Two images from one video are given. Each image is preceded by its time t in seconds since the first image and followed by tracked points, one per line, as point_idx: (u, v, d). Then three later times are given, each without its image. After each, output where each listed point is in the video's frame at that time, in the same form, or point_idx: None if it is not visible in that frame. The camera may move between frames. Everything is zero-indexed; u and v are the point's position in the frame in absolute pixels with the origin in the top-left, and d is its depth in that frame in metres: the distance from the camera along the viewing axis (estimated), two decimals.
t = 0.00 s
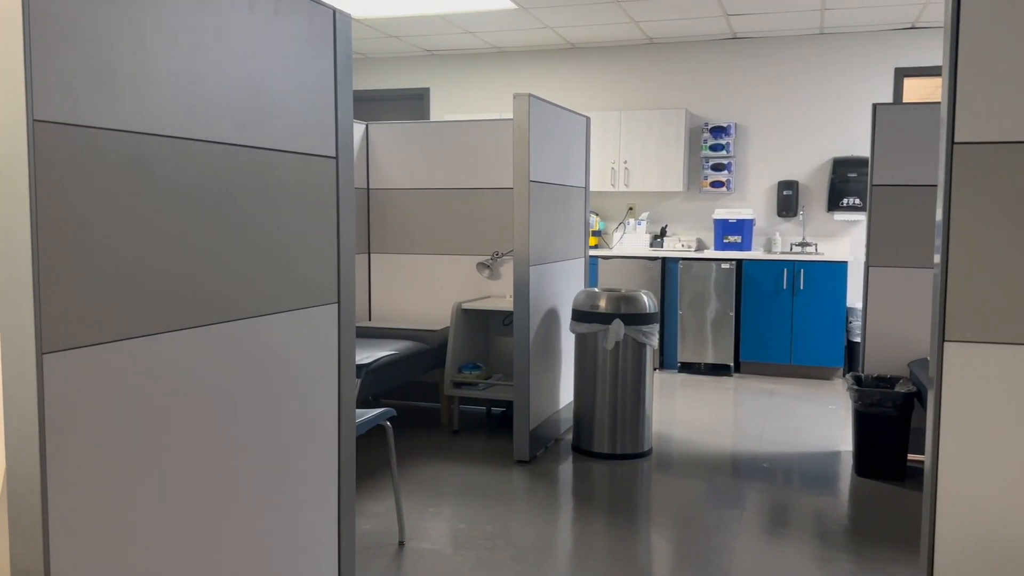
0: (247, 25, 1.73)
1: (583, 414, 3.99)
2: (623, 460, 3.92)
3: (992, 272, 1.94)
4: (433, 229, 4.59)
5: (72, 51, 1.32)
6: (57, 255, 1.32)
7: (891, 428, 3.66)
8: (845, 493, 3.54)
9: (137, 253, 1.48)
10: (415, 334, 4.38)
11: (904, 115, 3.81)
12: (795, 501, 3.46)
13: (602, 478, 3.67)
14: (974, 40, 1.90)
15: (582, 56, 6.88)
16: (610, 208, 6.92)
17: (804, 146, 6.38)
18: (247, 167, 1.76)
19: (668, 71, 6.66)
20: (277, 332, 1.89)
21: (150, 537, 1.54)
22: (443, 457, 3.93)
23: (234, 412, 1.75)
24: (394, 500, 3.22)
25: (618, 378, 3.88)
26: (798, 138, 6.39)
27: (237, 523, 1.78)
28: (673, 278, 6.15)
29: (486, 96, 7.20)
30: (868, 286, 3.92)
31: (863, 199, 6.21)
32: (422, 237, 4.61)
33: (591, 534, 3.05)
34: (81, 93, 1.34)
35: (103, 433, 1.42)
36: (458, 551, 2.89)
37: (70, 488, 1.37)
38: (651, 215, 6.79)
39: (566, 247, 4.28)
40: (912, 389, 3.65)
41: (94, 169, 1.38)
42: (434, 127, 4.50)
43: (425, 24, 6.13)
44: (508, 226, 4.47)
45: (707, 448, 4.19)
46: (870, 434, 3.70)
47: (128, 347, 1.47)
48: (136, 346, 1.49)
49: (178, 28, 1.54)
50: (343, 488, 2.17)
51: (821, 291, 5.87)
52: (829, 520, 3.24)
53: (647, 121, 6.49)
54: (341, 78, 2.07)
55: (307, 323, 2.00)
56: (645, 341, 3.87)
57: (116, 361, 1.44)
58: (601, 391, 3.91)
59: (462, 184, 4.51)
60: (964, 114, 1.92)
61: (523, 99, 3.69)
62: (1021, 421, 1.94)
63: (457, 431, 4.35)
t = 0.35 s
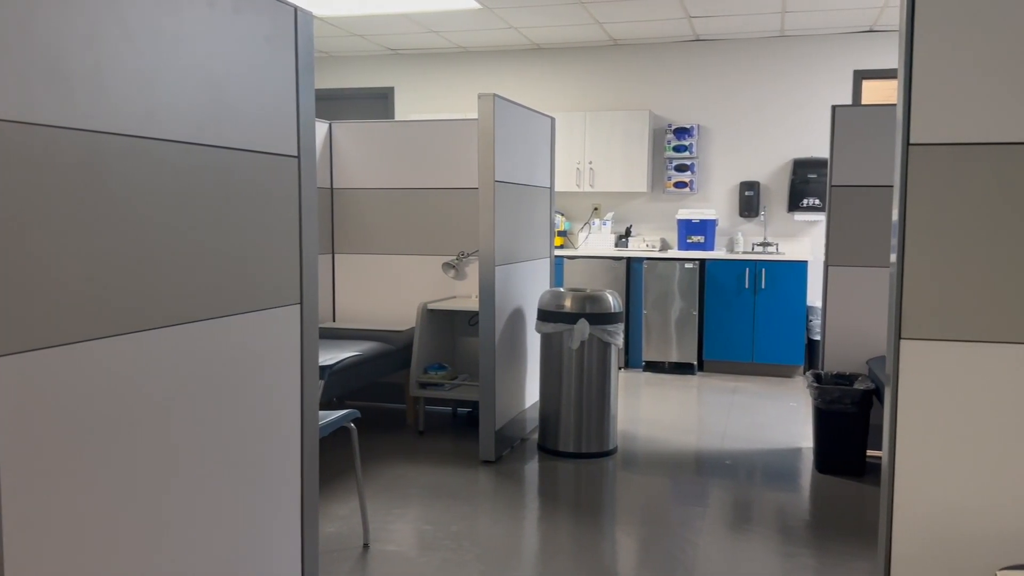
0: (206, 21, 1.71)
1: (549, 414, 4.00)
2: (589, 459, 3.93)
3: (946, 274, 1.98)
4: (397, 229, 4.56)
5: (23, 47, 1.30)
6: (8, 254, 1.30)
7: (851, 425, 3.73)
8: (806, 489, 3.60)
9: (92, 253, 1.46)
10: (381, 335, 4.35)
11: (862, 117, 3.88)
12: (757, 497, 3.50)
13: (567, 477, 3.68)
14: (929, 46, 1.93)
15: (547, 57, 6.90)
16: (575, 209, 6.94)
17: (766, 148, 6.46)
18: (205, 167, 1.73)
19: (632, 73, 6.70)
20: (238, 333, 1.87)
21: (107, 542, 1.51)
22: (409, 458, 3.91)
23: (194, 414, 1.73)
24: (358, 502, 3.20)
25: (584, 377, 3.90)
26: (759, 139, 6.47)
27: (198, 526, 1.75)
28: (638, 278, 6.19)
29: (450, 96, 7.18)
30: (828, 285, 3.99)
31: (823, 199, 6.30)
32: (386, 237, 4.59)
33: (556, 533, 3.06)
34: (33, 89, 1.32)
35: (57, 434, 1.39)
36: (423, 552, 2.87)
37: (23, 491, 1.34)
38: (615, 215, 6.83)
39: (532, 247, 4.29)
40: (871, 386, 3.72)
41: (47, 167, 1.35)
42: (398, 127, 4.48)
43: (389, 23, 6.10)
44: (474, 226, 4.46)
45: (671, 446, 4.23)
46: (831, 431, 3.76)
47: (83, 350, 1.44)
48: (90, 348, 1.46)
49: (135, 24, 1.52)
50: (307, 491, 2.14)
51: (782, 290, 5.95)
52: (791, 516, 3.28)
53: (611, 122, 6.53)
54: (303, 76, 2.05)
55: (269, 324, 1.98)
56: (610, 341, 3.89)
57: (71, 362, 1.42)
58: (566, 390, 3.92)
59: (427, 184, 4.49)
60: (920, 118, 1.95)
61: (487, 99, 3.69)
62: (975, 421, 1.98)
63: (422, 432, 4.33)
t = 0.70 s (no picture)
0: (171, 20, 1.69)
1: (520, 413, 4.00)
2: (560, 458, 3.94)
3: (912, 261, 1.90)
4: (367, 229, 4.54)
5: None
6: None
7: (817, 422, 3.78)
8: (774, 486, 3.64)
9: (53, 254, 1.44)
10: (351, 336, 4.32)
11: (827, 119, 3.93)
12: (726, 495, 3.54)
13: (539, 477, 3.69)
14: (897, 31, 1.85)
15: (516, 58, 6.91)
16: (546, 209, 6.95)
17: (734, 149, 6.53)
18: (170, 167, 1.71)
19: (601, 73, 6.73)
20: (205, 335, 1.85)
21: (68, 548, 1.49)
22: (380, 460, 3.89)
23: (160, 417, 1.71)
24: (328, 504, 3.18)
25: (555, 377, 3.90)
26: (727, 140, 6.54)
27: (164, 531, 1.73)
28: (608, 278, 6.21)
29: (420, 96, 7.16)
30: (795, 285, 4.04)
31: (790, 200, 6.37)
32: (356, 238, 4.56)
33: (527, 533, 3.06)
34: None
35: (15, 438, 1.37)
36: (394, 554, 2.86)
37: None
38: (586, 216, 6.85)
39: (502, 248, 4.28)
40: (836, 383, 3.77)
41: (7, 167, 1.33)
42: (368, 127, 4.46)
43: (358, 23, 6.07)
44: (444, 226, 4.45)
45: (641, 445, 4.25)
46: (798, 428, 3.80)
47: (44, 353, 1.42)
48: (52, 353, 1.44)
49: (98, 22, 1.49)
50: (275, 494, 2.12)
51: (750, 290, 6.01)
52: (760, 513, 3.32)
53: (581, 123, 6.55)
54: (270, 76, 2.03)
55: (236, 326, 1.96)
56: (581, 341, 3.90)
57: (29, 365, 1.39)
58: (537, 390, 3.93)
59: (396, 184, 4.47)
60: (885, 102, 1.87)
61: (457, 99, 3.68)
62: (941, 413, 1.91)
63: (393, 433, 4.31)
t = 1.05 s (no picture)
0: (138, 17, 1.66)
1: (495, 414, 4.00)
2: (534, 458, 3.94)
3: (880, 257, 1.88)
4: (340, 230, 4.51)
5: None
6: None
7: (789, 420, 3.81)
8: (747, 484, 3.67)
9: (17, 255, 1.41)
10: (324, 338, 4.29)
11: (797, 120, 3.98)
12: (700, 493, 3.56)
13: (514, 477, 3.69)
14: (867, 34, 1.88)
15: (489, 58, 6.91)
16: (519, 210, 6.95)
17: (706, 149, 6.58)
18: (137, 166, 1.68)
19: (574, 74, 6.75)
20: (175, 337, 1.82)
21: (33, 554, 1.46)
22: (354, 462, 3.87)
23: (128, 420, 1.68)
24: (301, 507, 3.16)
25: (529, 377, 3.90)
26: (698, 141, 6.58)
27: (132, 536, 1.71)
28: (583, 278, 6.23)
29: (393, 97, 7.13)
30: (766, 284, 4.07)
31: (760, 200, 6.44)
32: (328, 239, 4.53)
33: (503, 533, 3.06)
34: None
35: None
36: (368, 556, 2.85)
37: None
38: (559, 216, 6.86)
39: (476, 248, 4.28)
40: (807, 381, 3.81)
41: None
42: (341, 127, 4.43)
43: (330, 22, 6.03)
44: (417, 227, 4.43)
45: (616, 444, 4.27)
46: (770, 426, 3.84)
47: (7, 355, 1.39)
48: (14, 356, 1.40)
49: (61, 18, 1.47)
50: (247, 497, 2.10)
51: (722, 289, 6.06)
52: (733, 511, 3.34)
53: (554, 124, 6.56)
54: (239, 75, 2.01)
55: (206, 328, 1.93)
56: (555, 340, 3.91)
57: None
58: (512, 390, 3.93)
59: (370, 184, 4.45)
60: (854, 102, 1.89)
61: (430, 99, 3.66)
62: (911, 409, 1.88)
63: (367, 435, 4.29)
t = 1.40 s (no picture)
0: (105, 16, 1.64)
1: (469, 415, 3.99)
2: (509, 458, 3.95)
3: (851, 258, 1.90)
4: (312, 231, 4.48)
5: None
6: None
7: (760, 418, 3.85)
8: (720, 482, 3.69)
9: None
10: (296, 339, 4.25)
11: (766, 121, 4.02)
12: (674, 491, 3.58)
13: (488, 478, 3.68)
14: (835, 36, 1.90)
15: (463, 58, 6.90)
16: (493, 210, 6.95)
17: (678, 150, 6.62)
18: (105, 167, 1.66)
19: (547, 74, 6.76)
20: (144, 340, 1.80)
21: None
22: (327, 465, 3.85)
23: (97, 424, 1.66)
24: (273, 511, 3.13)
25: (504, 378, 3.90)
26: (671, 141, 6.63)
27: (102, 541, 1.68)
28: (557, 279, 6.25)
29: (366, 97, 7.10)
30: (738, 284, 4.11)
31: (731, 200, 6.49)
32: (300, 240, 4.50)
33: (478, 534, 3.05)
34: None
35: None
36: (341, 560, 2.83)
37: None
38: (533, 216, 6.87)
39: (450, 249, 4.27)
40: (778, 379, 3.85)
41: None
42: (312, 127, 4.40)
43: (301, 21, 5.99)
44: (390, 227, 4.41)
45: (590, 443, 4.28)
46: (742, 424, 3.87)
47: None
48: None
49: (27, 16, 1.44)
50: (218, 501, 2.08)
51: (695, 289, 6.10)
52: (706, 509, 3.37)
53: (528, 124, 6.57)
54: (209, 74, 1.99)
55: (176, 331, 1.91)
56: (529, 341, 3.91)
57: None
58: (486, 391, 3.92)
59: (342, 185, 4.42)
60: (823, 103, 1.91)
61: (402, 99, 3.65)
62: (882, 409, 1.90)
63: (340, 437, 4.27)
